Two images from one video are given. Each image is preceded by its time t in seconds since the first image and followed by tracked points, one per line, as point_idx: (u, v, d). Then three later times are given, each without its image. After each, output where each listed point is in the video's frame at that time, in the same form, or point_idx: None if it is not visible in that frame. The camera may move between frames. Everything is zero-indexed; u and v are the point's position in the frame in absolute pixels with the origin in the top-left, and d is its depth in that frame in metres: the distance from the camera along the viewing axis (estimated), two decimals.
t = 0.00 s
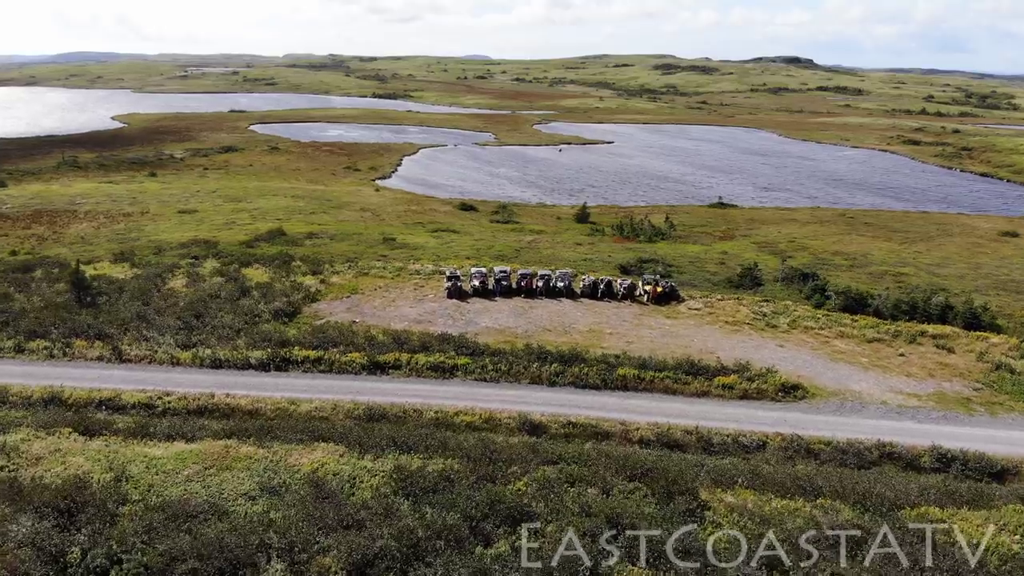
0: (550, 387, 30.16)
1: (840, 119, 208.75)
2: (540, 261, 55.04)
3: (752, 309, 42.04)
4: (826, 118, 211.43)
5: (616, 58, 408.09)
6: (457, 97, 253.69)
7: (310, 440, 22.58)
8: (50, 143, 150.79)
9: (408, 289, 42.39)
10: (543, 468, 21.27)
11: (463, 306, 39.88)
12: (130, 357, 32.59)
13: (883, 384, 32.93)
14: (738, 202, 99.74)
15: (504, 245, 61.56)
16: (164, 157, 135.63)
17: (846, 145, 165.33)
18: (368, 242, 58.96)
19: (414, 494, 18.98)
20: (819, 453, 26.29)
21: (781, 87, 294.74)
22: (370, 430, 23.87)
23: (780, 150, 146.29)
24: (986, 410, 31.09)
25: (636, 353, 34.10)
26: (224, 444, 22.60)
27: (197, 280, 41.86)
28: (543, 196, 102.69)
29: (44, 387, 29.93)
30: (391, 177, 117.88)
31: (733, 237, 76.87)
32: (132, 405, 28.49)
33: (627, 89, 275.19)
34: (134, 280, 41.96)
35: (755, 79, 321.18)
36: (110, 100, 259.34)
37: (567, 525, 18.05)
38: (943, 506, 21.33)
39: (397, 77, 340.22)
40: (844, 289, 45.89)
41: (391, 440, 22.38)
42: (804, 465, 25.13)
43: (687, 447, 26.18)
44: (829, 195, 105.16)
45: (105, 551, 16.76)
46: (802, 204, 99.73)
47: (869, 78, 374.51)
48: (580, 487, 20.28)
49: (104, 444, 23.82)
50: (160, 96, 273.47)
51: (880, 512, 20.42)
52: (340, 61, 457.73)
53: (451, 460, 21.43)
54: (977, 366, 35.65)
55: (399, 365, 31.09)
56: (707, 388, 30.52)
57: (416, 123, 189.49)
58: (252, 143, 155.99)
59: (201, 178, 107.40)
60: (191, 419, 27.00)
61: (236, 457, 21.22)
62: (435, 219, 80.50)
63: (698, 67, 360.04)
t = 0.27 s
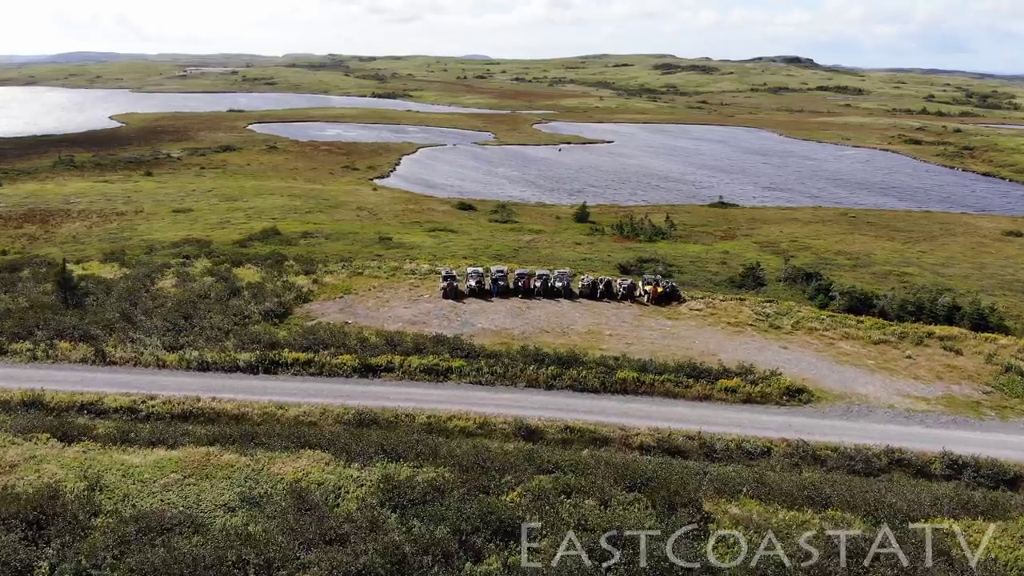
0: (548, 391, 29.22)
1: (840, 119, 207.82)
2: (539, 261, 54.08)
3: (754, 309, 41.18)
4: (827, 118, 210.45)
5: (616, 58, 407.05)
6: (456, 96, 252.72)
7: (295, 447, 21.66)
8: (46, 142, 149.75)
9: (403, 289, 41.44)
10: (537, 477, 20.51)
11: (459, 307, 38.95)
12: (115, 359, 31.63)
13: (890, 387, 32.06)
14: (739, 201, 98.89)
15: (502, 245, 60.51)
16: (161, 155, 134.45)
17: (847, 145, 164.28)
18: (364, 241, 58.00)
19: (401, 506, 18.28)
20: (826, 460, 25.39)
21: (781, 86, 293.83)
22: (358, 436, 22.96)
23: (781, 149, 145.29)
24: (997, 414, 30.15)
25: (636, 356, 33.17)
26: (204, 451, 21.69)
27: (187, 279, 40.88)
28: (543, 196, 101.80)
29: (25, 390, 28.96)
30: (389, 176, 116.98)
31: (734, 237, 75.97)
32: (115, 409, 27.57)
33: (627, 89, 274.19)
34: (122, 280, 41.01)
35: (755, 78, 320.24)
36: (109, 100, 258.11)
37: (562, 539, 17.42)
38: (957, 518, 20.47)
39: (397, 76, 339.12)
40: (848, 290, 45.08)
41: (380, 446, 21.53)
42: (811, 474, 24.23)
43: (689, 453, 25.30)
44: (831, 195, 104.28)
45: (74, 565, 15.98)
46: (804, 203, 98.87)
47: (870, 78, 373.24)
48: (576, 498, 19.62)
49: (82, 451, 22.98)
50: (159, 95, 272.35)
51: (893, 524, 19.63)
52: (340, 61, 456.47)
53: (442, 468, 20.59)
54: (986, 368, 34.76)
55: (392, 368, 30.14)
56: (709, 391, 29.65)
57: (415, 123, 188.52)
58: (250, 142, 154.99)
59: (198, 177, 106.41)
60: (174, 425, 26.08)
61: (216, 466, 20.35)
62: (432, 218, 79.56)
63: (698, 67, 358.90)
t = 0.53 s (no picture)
0: (544, 395, 28.16)
1: (841, 118, 206.79)
2: (536, 261, 53.04)
3: (756, 310, 40.20)
4: (827, 117, 209.43)
5: (616, 58, 405.74)
6: (455, 96, 251.59)
7: (276, 456, 20.65)
8: (42, 141, 148.40)
9: (396, 289, 40.40)
10: (529, 489, 19.63)
11: (453, 308, 37.89)
12: (96, 361, 30.55)
13: (897, 391, 31.11)
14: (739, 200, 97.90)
15: (499, 245, 59.42)
16: (157, 154, 133.06)
17: (848, 144, 163.25)
18: (358, 241, 56.94)
19: (384, 521, 17.41)
20: (833, 467, 24.35)
21: (781, 86, 292.89)
22: (343, 444, 21.93)
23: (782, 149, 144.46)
24: (1009, 419, 29.10)
25: (636, 358, 32.13)
26: (180, 460, 20.68)
27: (174, 279, 39.78)
28: (542, 195, 100.79)
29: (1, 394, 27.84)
30: (387, 175, 115.97)
31: (735, 236, 74.95)
32: (93, 414, 26.43)
33: (627, 89, 273.03)
34: (107, 280, 39.90)
35: (755, 78, 319.18)
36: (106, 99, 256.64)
37: (556, 556, 16.68)
38: (972, 532, 19.48)
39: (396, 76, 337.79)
40: (852, 291, 44.09)
41: (365, 455, 20.64)
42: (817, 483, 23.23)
43: (690, 461, 24.27)
44: (832, 194, 103.32)
45: None
46: (805, 202, 97.91)
47: (870, 77, 372.05)
48: (570, 512, 18.75)
49: (55, 459, 21.96)
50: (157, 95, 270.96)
51: (905, 539, 18.72)
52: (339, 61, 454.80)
53: (429, 479, 19.67)
54: (995, 370, 33.75)
55: (382, 371, 29.10)
56: (711, 395, 28.65)
57: (413, 122, 187.40)
58: (248, 142, 153.83)
59: (193, 176, 105.32)
60: (153, 431, 24.97)
61: (191, 477, 19.40)
62: (429, 217, 78.51)
63: (698, 66, 357.67)
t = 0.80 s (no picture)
0: (539, 399, 27.24)
1: (841, 118, 205.84)
2: (534, 261, 52.13)
3: (758, 311, 39.38)
4: (827, 117, 208.53)
5: (616, 58, 404.76)
6: (454, 96, 250.56)
7: (257, 463, 19.85)
8: (38, 140, 147.22)
9: (391, 289, 39.50)
10: (521, 500, 18.92)
11: (448, 308, 37.01)
12: (78, 362, 29.54)
13: (904, 395, 30.22)
14: (740, 200, 97.04)
15: (496, 244, 58.49)
16: (154, 153, 131.94)
17: (849, 144, 162.30)
18: (353, 240, 56.12)
19: (368, 534, 16.71)
20: (839, 474, 23.49)
21: (782, 86, 292.00)
22: (327, 449, 21.06)
23: (783, 148, 143.57)
24: (1020, 423, 28.17)
25: (634, 360, 31.27)
26: (156, 469, 19.83)
27: (163, 279, 38.82)
28: (541, 194, 100.01)
29: None
30: (385, 175, 115.09)
31: (735, 235, 74.09)
32: (73, 418, 25.49)
33: (627, 89, 272.06)
34: (95, 279, 38.93)
35: (756, 78, 318.15)
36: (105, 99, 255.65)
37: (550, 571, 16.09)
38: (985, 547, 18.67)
39: (396, 76, 336.40)
40: (856, 291, 43.27)
41: (350, 464, 19.96)
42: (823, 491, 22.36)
43: (691, 467, 23.40)
44: (833, 194, 102.49)
45: None
46: (806, 202, 97.12)
47: (870, 77, 371.22)
48: (563, 524, 18.14)
49: (30, 465, 21.09)
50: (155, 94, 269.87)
51: (911, 548, 18.40)
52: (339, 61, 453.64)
53: (417, 489, 18.99)
54: (1003, 373, 32.88)
55: (373, 374, 28.17)
56: (711, 399, 27.80)
57: (412, 122, 186.45)
58: (245, 141, 152.84)
59: (189, 176, 104.30)
60: (134, 436, 24.05)
61: (167, 486, 18.68)
62: (427, 216, 77.65)
63: (698, 66, 356.66)
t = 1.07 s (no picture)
0: (534, 403, 26.25)
1: (842, 117, 204.68)
2: (531, 260, 51.11)
3: (760, 311, 38.43)
4: (828, 116, 207.38)
5: (616, 58, 403.35)
6: (453, 95, 249.42)
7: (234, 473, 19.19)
8: (33, 139, 145.92)
9: (383, 289, 38.49)
10: (509, 514, 18.40)
11: (441, 309, 35.99)
12: (57, 365, 28.45)
13: (911, 399, 29.23)
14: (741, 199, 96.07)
15: (493, 244, 57.48)
16: (150, 152, 130.79)
17: (850, 143, 161.24)
18: (347, 239, 55.08)
19: (345, 551, 16.36)
20: (844, 483, 22.59)
21: (782, 86, 290.79)
22: (309, 457, 20.22)
23: (783, 148, 142.53)
24: None
25: (632, 363, 30.29)
26: (127, 478, 18.98)
27: (149, 278, 37.77)
28: (539, 194, 99.05)
29: None
30: (382, 174, 114.03)
31: (736, 235, 73.16)
32: (49, 423, 24.52)
33: (626, 88, 270.91)
34: (79, 279, 37.87)
35: (756, 77, 316.83)
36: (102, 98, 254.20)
37: None
38: (983, 563, 18.18)
39: (395, 75, 335.10)
40: (859, 291, 42.32)
41: (331, 474, 19.46)
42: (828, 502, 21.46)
43: (691, 476, 22.45)
44: (835, 193, 101.53)
45: None
46: (807, 201, 96.15)
47: (871, 77, 369.73)
48: (555, 540, 17.63)
49: None
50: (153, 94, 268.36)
51: (909, 546, 18.75)
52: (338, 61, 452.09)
53: (399, 502, 18.46)
54: (1013, 375, 31.93)
55: (361, 378, 27.16)
56: (712, 403, 26.83)
57: (410, 121, 185.31)
58: (242, 140, 151.68)
59: (184, 175, 103.18)
60: (110, 442, 23.10)
61: (137, 497, 17.98)
62: (424, 216, 76.65)
63: (698, 66, 355.33)
